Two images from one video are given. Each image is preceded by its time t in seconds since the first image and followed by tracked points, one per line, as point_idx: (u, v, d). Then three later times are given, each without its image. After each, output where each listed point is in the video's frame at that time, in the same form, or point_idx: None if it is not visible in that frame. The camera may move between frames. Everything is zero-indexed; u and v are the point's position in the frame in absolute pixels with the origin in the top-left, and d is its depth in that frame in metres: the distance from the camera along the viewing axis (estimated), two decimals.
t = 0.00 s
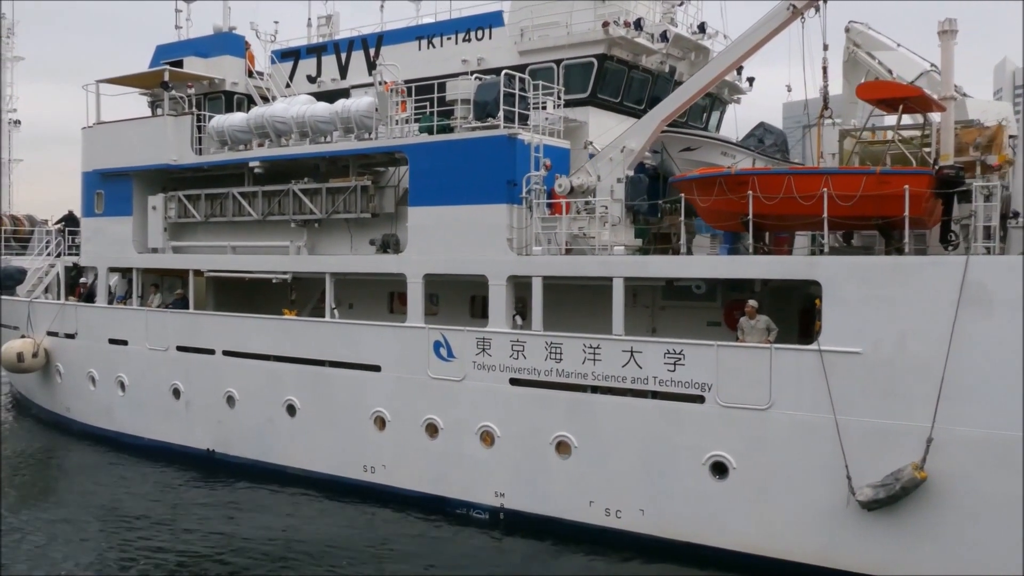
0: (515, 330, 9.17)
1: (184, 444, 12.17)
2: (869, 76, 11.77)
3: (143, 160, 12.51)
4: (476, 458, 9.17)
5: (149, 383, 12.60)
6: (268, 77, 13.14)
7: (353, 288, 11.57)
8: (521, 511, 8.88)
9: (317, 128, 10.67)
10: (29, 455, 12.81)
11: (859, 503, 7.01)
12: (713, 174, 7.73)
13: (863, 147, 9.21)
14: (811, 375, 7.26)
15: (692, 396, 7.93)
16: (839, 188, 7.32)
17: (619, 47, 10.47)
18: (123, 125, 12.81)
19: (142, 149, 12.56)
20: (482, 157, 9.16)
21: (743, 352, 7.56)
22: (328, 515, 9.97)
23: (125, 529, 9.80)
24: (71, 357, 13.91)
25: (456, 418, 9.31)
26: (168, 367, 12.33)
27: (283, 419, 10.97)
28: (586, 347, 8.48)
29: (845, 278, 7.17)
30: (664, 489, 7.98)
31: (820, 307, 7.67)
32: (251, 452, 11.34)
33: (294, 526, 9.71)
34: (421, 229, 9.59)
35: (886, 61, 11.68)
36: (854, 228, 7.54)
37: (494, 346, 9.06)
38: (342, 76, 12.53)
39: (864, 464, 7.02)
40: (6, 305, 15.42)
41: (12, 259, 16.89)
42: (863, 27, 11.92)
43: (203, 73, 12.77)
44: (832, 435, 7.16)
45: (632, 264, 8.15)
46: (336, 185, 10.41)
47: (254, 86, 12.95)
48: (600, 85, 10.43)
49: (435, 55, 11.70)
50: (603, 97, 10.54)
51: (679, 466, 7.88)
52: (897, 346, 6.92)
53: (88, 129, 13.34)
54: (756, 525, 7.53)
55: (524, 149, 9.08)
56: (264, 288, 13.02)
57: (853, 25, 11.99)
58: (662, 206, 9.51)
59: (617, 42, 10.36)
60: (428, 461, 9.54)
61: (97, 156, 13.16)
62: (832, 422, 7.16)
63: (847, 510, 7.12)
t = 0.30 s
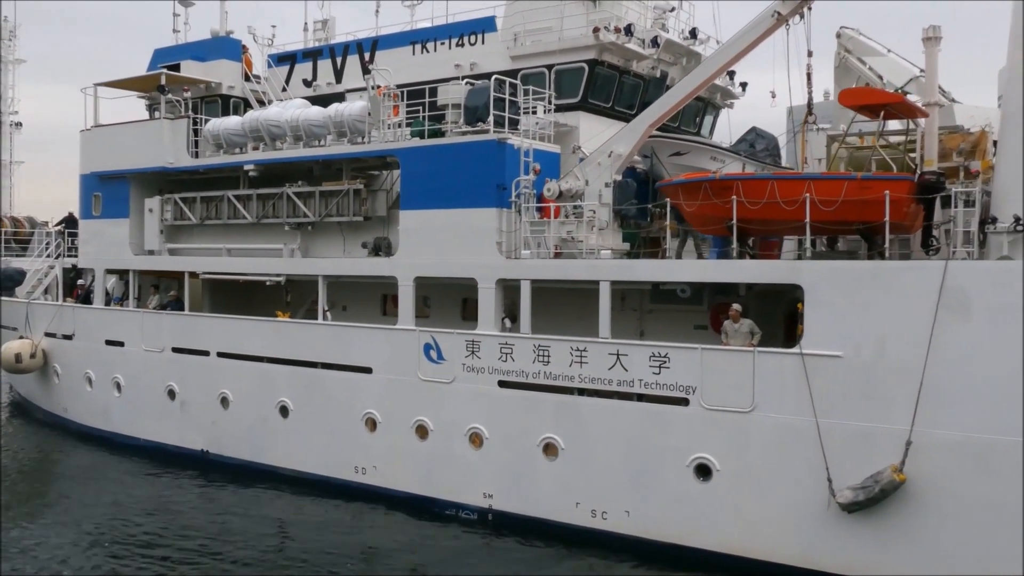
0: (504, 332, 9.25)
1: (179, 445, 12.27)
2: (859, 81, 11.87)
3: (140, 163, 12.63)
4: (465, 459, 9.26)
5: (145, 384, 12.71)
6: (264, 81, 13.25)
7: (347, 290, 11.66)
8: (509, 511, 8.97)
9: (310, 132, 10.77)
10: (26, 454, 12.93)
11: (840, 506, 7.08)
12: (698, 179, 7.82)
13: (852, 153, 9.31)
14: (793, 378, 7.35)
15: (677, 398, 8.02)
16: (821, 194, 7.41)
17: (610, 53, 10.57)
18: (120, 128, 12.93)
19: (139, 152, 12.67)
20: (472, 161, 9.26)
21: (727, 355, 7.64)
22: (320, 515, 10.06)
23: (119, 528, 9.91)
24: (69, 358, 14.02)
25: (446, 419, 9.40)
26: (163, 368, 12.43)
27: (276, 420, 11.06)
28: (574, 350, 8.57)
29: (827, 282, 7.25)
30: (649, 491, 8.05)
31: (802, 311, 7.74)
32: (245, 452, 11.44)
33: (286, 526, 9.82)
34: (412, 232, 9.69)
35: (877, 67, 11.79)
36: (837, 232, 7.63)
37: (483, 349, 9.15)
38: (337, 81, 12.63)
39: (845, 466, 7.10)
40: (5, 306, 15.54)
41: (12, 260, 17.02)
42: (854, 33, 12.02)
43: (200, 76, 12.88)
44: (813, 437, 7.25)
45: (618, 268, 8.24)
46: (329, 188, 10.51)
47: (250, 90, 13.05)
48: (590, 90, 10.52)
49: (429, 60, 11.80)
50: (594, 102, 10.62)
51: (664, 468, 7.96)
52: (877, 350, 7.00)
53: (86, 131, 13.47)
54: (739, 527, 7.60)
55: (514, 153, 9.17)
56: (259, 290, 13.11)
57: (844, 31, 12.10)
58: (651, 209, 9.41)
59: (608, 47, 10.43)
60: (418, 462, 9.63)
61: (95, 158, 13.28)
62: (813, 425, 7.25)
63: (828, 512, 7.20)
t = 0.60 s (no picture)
0: (492, 336, 9.33)
1: (174, 448, 12.36)
2: (849, 87, 11.99)
3: (135, 168, 12.75)
4: (455, 463, 9.33)
5: (140, 388, 12.81)
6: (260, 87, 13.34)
7: (340, 295, 11.75)
8: (497, 515, 9.04)
9: (303, 138, 10.87)
10: (23, 458, 13.03)
11: (821, 508, 7.15)
12: (682, 185, 7.90)
13: (841, 159, 9.37)
14: (775, 383, 7.42)
15: (662, 402, 8.09)
16: (803, 199, 7.50)
17: (599, 60, 10.66)
18: (116, 134, 13.05)
19: (135, 157, 12.79)
20: (461, 168, 9.36)
21: (710, 360, 7.72)
22: (311, 518, 10.14)
23: (112, 531, 9.99)
24: (66, 362, 14.14)
25: (435, 423, 9.48)
26: (158, 372, 12.54)
27: (269, 424, 11.15)
28: (560, 354, 8.65)
29: (808, 287, 7.34)
30: (635, 494, 8.12)
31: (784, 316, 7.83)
32: (239, 456, 11.53)
33: (277, 528, 9.90)
34: (402, 238, 9.78)
35: (866, 73, 11.91)
36: (818, 238, 7.73)
37: (472, 353, 9.23)
38: (331, 87, 12.75)
39: (826, 470, 7.18)
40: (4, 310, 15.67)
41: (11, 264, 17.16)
42: (843, 40, 12.15)
43: (196, 83, 12.95)
44: (795, 441, 7.32)
45: (604, 273, 8.33)
46: (321, 194, 10.61)
47: (245, 96, 13.15)
48: (580, 97, 10.62)
49: (421, 66, 11.91)
50: (583, 108, 10.72)
51: (648, 471, 8.04)
52: (857, 354, 7.08)
53: (83, 137, 13.60)
54: (722, 529, 7.66)
55: (502, 160, 9.25)
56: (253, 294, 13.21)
57: (833, 38, 12.22)
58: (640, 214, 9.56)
59: (597, 54, 10.54)
60: (408, 466, 9.71)
61: (92, 164, 13.41)
62: (795, 428, 7.32)
63: (810, 515, 7.26)
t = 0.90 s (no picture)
0: (479, 346, 9.41)
1: (166, 457, 12.43)
2: (837, 99, 12.09)
3: (130, 179, 12.87)
4: (442, 471, 9.39)
5: (134, 397, 12.89)
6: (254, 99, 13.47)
7: (331, 306, 11.83)
8: (484, 523, 9.09)
9: (295, 150, 10.98)
10: (16, 466, 13.10)
11: (801, 518, 7.21)
12: (666, 198, 8.00)
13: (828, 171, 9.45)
14: (756, 393, 7.50)
15: (645, 412, 8.16)
16: (783, 212, 7.60)
17: (588, 73, 10.77)
18: (112, 145, 13.18)
19: (130, 168, 12.91)
20: (449, 179, 9.45)
21: (692, 371, 7.79)
22: (300, 526, 10.20)
23: (102, 539, 10.06)
24: (61, 371, 14.22)
25: (423, 432, 9.55)
26: (151, 381, 12.62)
27: (260, 432, 11.22)
28: (545, 364, 8.73)
29: (788, 299, 7.42)
30: (618, 504, 8.18)
31: (765, 327, 7.90)
32: (230, 464, 11.60)
33: (266, 536, 9.97)
34: (391, 248, 9.88)
35: (854, 86, 12.01)
36: (798, 250, 7.84)
37: (459, 363, 9.32)
38: (324, 99, 12.86)
39: (805, 479, 7.24)
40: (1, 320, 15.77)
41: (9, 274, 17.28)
42: (832, 53, 12.26)
43: (191, 94, 13.09)
44: (775, 451, 7.38)
45: (589, 283, 8.41)
46: (312, 205, 10.72)
47: (240, 107, 13.27)
48: (569, 110, 10.72)
49: (413, 79, 12.02)
50: (572, 120, 10.82)
51: (632, 481, 8.10)
52: (837, 365, 7.15)
53: (80, 148, 13.74)
54: (704, 538, 7.71)
55: (489, 171, 9.35)
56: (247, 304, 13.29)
57: (823, 51, 12.33)
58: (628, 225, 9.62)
59: (585, 67, 10.64)
60: (396, 475, 9.77)
61: (87, 175, 13.54)
62: (775, 438, 7.39)
63: (790, 525, 7.32)
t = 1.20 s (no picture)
0: (467, 356, 9.50)
1: (159, 466, 12.50)
2: (823, 110, 12.20)
3: (124, 191, 12.99)
4: (430, 480, 9.47)
5: (127, 407, 12.98)
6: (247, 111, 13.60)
7: (323, 316, 11.92)
8: (471, 531, 9.16)
9: (285, 161, 11.09)
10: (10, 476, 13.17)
11: (781, 524, 7.28)
12: (648, 207, 8.09)
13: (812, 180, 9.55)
14: (737, 401, 7.58)
15: (629, 420, 8.24)
16: (763, 221, 7.70)
17: (575, 84, 10.89)
18: (106, 158, 13.31)
19: (123, 180, 13.03)
20: (436, 190, 9.56)
21: (675, 379, 7.87)
22: (291, 535, 10.26)
23: (94, 548, 10.12)
24: (56, 381, 14.31)
25: (411, 441, 9.62)
26: (144, 392, 12.71)
27: (251, 442, 11.29)
28: (531, 373, 8.81)
29: (768, 307, 7.52)
30: (603, 511, 8.25)
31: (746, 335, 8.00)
32: (222, 474, 11.67)
33: (256, 545, 10.04)
34: (380, 259, 9.98)
35: (840, 96, 12.13)
36: (778, 258, 7.93)
37: (446, 372, 9.40)
38: (316, 111, 13.00)
39: (785, 486, 7.32)
40: None
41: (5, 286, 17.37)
42: (818, 64, 12.39)
43: (184, 107, 13.22)
44: (756, 458, 7.46)
45: (573, 293, 8.51)
46: (302, 216, 10.83)
47: (233, 120, 13.40)
48: (556, 121, 10.84)
49: (403, 91, 12.14)
50: (559, 131, 10.93)
51: (616, 488, 8.17)
52: (816, 373, 7.24)
53: (74, 161, 13.86)
54: (687, 545, 7.78)
55: (476, 182, 9.46)
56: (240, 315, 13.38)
57: (809, 62, 12.45)
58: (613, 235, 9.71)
59: (572, 79, 10.76)
60: (385, 483, 9.84)
61: (82, 187, 13.66)
62: (755, 445, 7.47)
63: (771, 530, 7.39)
